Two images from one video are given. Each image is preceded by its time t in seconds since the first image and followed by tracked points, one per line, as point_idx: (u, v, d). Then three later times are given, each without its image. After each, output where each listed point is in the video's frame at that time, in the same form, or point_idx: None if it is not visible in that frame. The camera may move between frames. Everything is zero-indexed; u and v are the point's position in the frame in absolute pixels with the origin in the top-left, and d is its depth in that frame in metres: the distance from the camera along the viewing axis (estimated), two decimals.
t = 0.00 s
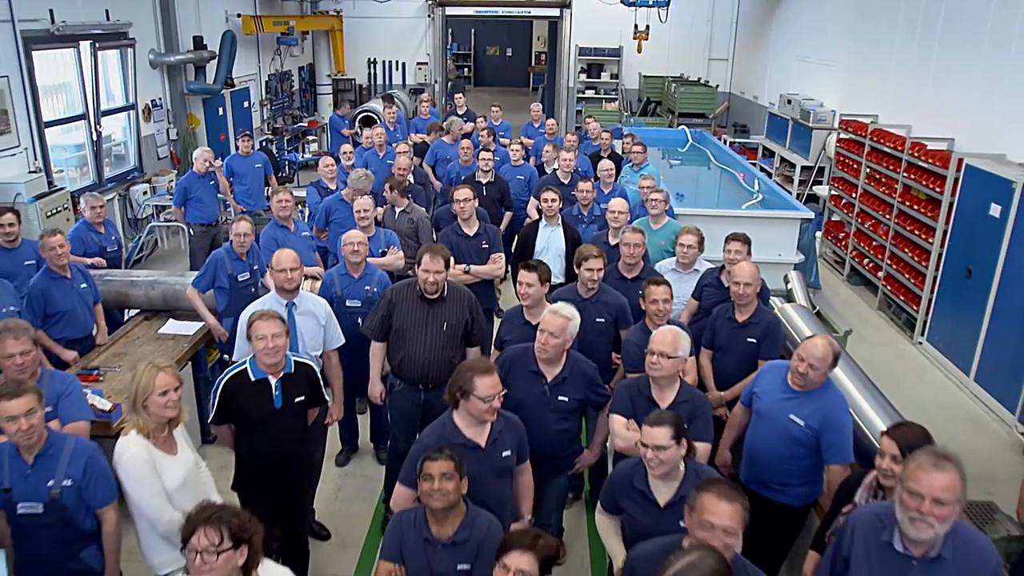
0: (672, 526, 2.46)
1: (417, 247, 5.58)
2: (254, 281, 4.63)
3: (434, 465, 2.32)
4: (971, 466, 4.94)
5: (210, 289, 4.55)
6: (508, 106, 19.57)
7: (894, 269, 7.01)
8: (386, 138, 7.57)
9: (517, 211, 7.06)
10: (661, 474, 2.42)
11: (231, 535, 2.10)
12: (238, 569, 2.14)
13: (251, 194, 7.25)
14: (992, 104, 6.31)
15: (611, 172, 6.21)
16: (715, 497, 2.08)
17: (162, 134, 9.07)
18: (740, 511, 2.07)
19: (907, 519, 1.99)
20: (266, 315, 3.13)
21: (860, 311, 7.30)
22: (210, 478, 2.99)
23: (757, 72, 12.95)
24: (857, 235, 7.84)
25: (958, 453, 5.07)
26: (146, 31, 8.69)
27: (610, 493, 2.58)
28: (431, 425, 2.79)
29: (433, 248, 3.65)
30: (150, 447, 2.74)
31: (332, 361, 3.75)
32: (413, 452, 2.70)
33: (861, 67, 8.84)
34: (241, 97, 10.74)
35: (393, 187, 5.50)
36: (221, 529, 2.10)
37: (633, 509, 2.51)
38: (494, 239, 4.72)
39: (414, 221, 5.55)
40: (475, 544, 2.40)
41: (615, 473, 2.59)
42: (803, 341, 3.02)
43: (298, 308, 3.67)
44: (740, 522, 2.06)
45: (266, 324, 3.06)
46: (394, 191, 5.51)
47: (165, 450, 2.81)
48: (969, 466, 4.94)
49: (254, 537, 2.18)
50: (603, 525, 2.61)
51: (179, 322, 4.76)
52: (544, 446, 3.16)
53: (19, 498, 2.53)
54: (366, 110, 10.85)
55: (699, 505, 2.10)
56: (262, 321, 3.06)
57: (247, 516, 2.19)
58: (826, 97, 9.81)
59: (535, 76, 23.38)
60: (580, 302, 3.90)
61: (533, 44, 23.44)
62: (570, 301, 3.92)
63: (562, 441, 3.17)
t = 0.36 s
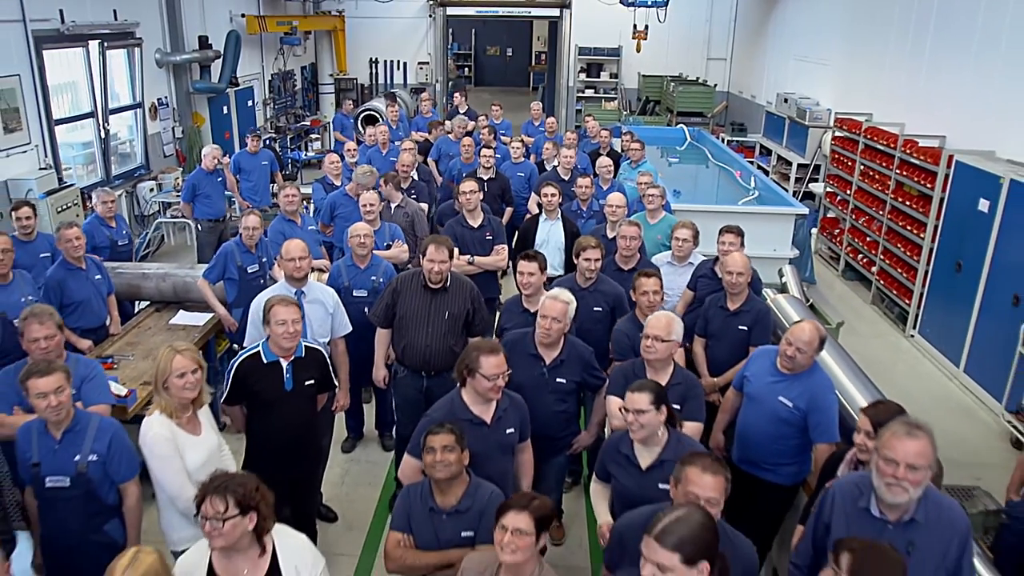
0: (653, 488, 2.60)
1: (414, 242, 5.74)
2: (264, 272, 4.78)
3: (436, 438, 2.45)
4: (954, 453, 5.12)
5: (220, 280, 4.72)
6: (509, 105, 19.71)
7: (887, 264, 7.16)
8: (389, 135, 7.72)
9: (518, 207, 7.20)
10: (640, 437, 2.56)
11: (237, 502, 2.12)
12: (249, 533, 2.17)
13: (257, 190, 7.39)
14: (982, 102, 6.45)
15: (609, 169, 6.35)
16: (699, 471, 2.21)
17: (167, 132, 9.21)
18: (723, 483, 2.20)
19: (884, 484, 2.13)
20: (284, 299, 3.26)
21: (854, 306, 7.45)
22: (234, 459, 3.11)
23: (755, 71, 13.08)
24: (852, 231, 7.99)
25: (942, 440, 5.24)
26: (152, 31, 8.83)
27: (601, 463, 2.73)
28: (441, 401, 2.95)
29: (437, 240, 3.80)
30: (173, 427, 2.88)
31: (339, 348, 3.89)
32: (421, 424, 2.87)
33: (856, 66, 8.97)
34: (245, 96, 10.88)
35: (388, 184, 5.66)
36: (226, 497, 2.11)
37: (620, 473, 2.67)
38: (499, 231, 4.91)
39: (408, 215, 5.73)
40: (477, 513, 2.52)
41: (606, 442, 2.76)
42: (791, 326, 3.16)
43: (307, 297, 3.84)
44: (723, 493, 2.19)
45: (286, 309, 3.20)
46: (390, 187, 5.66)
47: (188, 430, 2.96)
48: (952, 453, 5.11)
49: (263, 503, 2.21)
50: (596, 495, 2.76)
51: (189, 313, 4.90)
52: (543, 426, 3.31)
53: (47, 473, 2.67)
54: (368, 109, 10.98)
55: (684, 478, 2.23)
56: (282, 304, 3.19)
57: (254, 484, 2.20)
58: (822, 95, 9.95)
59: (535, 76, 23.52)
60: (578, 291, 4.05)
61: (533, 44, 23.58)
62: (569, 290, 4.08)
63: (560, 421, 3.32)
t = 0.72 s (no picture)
0: (640, 459, 2.75)
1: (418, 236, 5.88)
2: (272, 265, 4.92)
3: (447, 418, 2.56)
4: (935, 437, 5.28)
5: (230, 273, 4.86)
6: (510, 104, 19.87)
7: (881, 259, 7.30)
8: (391, 133, 7.86)
9: (519, 203, 7.35)
10: (626, 407, 2.71)
11: (256, 471, 2.26)
12: (267, 502, 2.29)
13: (263, 186, 7.54)
14: (972, 101, 6.60)
15: (608, 166, 6.49)
16: (710, 442, 2.27)
17: (173, 130, 9.35)
18: (733, 455, 2.25)
19: (863, 454, 2.27)
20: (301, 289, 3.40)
21: (848, 300, 7.60)
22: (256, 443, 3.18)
23: (753, 71, 13.23)
24: (846, 227, 8.13)
25: (925, 426, 5.40)
26: (158, 31, 8.98)
27: (595, 439, 2.88)
28: (446, 381, 3.09)
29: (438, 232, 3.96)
30: (190, 410, 3.01)
31: (347, 336, 4.03)
32: (426, 401, 3.03)
33: (851, 65, 9.12)
34: (249, 95, 11.04)
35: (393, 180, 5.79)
36: (246, 466, 2.26)
37: (612, 447, 2.82)
38: (502, 225, 5.07)
39: (407, 210, 5.86)
40: (482, 489, 2.66)
41: (599, 419, 2.91)
42: (780, 312, 3.30)
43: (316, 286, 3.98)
44: (732, 464, 2.24)
45: (304, 298, 3.34)
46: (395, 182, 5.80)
47: (208, 414, 3.05)
48: (939, 440, 5.25)
49: (281, 473, 2.35)
50: (591, 469, 2.90)
51: (198, 305, 5.04)
52: (541, 409, 3.46)
53: (72, 449, 2.81)
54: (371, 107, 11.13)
55: (695, 449, 2.29)
56: (302, 294, 3.33)
57: (272, 455, 2.35)
58: (818, 94, 10.10)
59: (535, 75, 23.67)
60: (577, 282, 4.19)
61: (533, 44, 23.73)
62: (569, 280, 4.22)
63: (558, 404, 3.47)
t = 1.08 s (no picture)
0: (636, 436, 2.90)
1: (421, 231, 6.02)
2: (280, 258, 5.07)
3: (461, 400, 2.67)
4: (920, 423, 5.44)
5: (239, 265, 5.00)
6: (510, 104, 20.03)
7: (874, 254, 7.45)
8: (394, 131, 8.01)
9: (519, 199, 7.49)
10: (620, 386, 2.85)
11: (280, 444, 2.39)
12: (287, 473, 2.43)
13: (269, 183, 7.68)
14: (963, 99, 6.74)
15: (606, 163, 6.63)
16: (690, 420, 2.40)
17: (179, 129, 9.50)
18: (711, 429, 2.40)
19: (845, 428, 2.42)
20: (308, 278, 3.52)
21: (843, 294, 7.75)
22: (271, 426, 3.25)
23: (750, 70, 13.37)
24: (841, 224, 8.28)
25: (910, 412, 5.56)
26: (164, 31, 9.12)
27: (592, 419, 3.02)
28: (448, 365, 3.23)
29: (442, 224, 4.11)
30: (206, 392, 3.07)
31: (354, 325, 4.17)
32: (431, 385, 3.15)
33: (846, 64, 9.26)
34: (253, 94, 11.18)
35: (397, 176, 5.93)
36: (271, 440, 2.38)
37: (607, 427, 2.96)
38: (503, 219, 5.23)
39: (409, 206, 6.00)
40: (490, 466, 2.78)
41: (595, 400, 3.05)
42: (770, 300, 3.44)
43: (325, 276, 4.13)
44: (712, 439, 2.39)
45: (309, 288, 3.47)
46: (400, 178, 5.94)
47: (225, 397, 3.12)
48: (926, 427, 5.41)
49: (299, 447, 2.48)
50: (588, 450, 3.04)
51: (208, 297, 5.17)
52: (540, 393, 3.61)
53: (94, 428, 2.95)
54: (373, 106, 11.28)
55: (676, 428, 2.43)
56: (307, 284, 3.45)
57: (291, 429, 2.48)
58: (815, 93, 10.24)
59: (535, 75, 23.81)
60: (576, 273, 4.33)
61: (533, 44, 23.87)
62: (569, 272, 4.36)
63: (556, 389, 3.62)
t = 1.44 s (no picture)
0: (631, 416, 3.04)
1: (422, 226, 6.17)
2: (287, 251, 5.22)
3: (467, 381, 2.80)
4: (909, 411, 5.59)
5: (247, 258, 5.14)
6: (510, 104, 20.17)
7: (868, 250, 7.59)
8: (396, 129, 8.15)
9: (520, 196, 7.64)
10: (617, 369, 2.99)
11: (296, 420, 2.53)
12: (303, 448, 2.57)
13: (274, 180, 7.83)
14: (955, 97, 6.88)
15: (604, 160, 6.77)
16: (681, 391, 2.54)
17: (184, 127, 9.64)
18: (700, 402, 2.54)
19: (829, 405, 2.56)
20: (314, 268, 3.65)
21: (837, 289, 7.90)
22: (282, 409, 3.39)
23: (748, 70, 13.51)
24: (836, 220, 8.42)
25: (898, 400, 5.72)
26: (170, 31, 9.27)
27: (590, 400, 3.16)
28: (451, 351, 3.37)
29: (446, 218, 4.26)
30: (220, 375, 3.21)
31: (360, 316, 4.31)
32: (434, 370, 3.27)
33: (841, 63, 9.40)
34: (256, 93, 11.32)
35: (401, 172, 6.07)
36: (288, 416, 2.52)
37: (605, 408, 3.10)
38: (499, 214, 5.39)
39: (413, 202, 6.15)
40: (494, 443, 2.92)
41: (594, 382, 3.19)
42: (761, 289, 3.58)
43: (333, 268, 4.27)
44: (699, 409, 2.53)
45: (313, 279, 3.60)
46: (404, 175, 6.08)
47: (238, 380, 3.25)
48: (916, 415, 5.56)
49: (313, 423, 2.62)
50: (586, 430, 3.18)
51: (217, 289, 5.30)
52: (541, 379, 3.75)
53: (114, 408, 3.08)
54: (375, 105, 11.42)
55: (667, 399, 2.57)
56: (311, 274, 3.58)
57: (306, 405, 2.62)
58: (811, 92, 10.39)
59: (535, 75, 23.93)
60: (575, 265, 4.48)
61: (533, 44, 24.00)
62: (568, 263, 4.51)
63: (556, 375, 3.76)
